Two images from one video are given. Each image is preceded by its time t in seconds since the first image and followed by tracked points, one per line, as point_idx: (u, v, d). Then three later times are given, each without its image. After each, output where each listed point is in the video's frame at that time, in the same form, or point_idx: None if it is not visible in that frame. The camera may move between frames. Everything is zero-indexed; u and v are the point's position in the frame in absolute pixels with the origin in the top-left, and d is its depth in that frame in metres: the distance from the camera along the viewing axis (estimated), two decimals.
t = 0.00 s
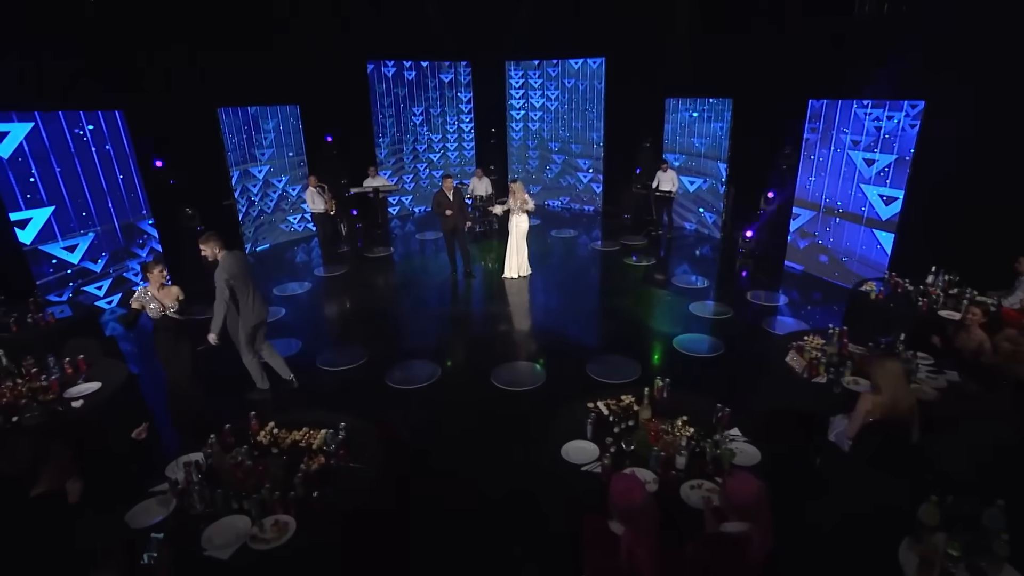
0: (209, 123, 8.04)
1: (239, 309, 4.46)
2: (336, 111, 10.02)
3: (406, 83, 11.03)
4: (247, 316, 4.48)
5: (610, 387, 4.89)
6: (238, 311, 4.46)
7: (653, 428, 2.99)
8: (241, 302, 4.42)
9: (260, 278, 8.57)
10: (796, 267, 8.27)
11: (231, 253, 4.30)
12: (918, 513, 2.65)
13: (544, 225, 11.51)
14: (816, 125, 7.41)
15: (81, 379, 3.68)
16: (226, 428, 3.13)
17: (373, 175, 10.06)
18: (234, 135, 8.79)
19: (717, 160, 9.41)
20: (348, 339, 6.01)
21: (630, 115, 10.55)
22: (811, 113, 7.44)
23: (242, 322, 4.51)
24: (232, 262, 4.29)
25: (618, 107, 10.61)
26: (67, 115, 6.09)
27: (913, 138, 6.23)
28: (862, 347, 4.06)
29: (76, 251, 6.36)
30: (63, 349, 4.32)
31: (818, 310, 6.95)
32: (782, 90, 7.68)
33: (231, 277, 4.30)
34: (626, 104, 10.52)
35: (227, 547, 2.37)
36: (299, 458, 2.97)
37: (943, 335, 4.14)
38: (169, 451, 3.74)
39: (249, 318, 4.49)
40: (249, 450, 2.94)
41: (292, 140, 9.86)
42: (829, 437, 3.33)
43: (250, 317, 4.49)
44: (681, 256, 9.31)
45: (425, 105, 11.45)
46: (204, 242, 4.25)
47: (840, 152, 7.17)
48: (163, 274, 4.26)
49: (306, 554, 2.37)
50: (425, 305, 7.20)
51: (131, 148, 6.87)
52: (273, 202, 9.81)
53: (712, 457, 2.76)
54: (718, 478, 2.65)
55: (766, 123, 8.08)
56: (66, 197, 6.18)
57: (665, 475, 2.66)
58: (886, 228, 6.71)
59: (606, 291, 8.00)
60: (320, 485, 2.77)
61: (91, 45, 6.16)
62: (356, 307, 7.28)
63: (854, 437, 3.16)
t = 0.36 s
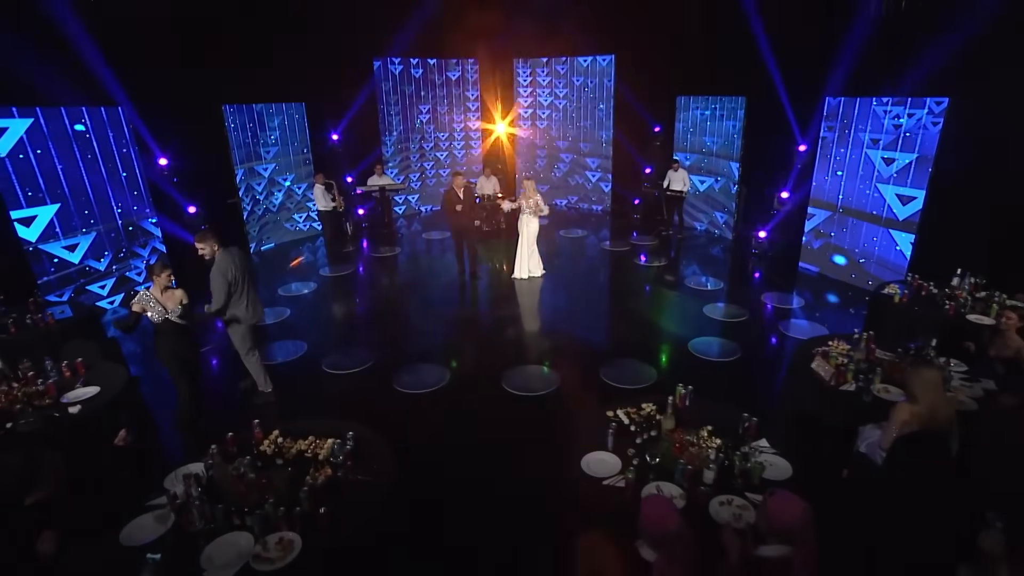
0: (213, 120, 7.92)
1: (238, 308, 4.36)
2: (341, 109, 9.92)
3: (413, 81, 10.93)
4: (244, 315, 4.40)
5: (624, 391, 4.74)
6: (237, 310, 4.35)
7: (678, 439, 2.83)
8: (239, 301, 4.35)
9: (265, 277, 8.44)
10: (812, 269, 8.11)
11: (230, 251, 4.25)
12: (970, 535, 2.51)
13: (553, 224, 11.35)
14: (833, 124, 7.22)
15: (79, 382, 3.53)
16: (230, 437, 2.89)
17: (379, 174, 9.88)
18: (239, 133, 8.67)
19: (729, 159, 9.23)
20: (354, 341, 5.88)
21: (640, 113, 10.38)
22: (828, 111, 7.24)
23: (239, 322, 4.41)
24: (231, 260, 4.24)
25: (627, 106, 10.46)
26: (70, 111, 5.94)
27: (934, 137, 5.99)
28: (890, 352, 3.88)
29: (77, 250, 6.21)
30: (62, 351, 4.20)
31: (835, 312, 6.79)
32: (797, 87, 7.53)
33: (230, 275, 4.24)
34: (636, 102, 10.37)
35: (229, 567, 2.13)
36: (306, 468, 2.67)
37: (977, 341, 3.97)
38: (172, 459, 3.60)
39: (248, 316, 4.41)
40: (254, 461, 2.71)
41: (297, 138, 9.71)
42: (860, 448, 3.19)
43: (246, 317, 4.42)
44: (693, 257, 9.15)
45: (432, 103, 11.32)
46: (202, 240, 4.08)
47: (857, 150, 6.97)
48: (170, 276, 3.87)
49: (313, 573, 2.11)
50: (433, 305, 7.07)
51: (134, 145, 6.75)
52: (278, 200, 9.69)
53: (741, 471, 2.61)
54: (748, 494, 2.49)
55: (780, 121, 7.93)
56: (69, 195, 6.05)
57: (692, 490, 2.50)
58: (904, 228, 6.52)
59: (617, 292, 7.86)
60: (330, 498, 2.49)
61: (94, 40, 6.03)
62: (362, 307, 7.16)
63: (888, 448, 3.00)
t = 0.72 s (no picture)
0: (217, 118, 7.79)
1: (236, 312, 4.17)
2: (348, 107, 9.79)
3: (420, 79, 10.78)
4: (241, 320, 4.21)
5: (641, 397, 4.58)
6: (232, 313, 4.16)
7: (705, 453, 2.67)
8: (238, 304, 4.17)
9: (269, 278, 8.31)
10: (827, 271, 7.90)
11: (236, 253, 4.12)
12: None
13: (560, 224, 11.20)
14: (852, 122, 7.01)
15: (75, 389, 3.38)
16: (230, 447, 2.73)
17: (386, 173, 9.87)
18: (243, 131, 8.52)
19: (742, 159, 9.05)
20: (360, 343, 5.74)
21: (650, 111, 10.20)
22: (846, 109, 7.02)
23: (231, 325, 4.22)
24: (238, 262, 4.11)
25: (638, 104, 10.28)
26: (71, 107, 5.79)
27: (959, 135, 5.75)
28: (921, 360, 3.70)
29: (77, 250, 6.05)
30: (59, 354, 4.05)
31: (853, 317, 6.60)
32: (814, 85, 7.34)
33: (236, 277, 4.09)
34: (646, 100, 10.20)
35: None
36: (311, 484, 2.52)
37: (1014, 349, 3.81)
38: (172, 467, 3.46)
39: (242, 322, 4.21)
40: (255, 475, 2.55)
41: (303, 136, 9.58)
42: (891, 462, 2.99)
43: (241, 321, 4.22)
44: (704, 258, 8.98)
45: (439, 101, 11.18)
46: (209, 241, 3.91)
47: (877, 149, 6.77)
48: (174, 283, 3.68)
49: None
50: (441, 307, 6.93)
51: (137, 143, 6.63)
52: (282, 199, 9.55)
53: (774, 489, 2.44)
54: (783, 514, 2.33)
55: (796, 119, 7.74)
56: (70, 193, 5.91)
57: (722, 511, 2.35)
58: (926, 230, 6.32)
59: (629, 293, 7.70)
60: (336, 517, 2.34)
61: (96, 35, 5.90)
62: (369, 308, 7.02)
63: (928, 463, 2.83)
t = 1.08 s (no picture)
0: (218, 116, 7.63)
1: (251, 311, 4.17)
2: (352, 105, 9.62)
3: (425, 77, 10.62)
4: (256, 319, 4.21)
5: (656, 406, 4.40)
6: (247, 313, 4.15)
7: (732, 473, 2.51)
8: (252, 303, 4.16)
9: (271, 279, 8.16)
10: (842, 274, 7.67)
11: (247, 251, 4.04)
12: None
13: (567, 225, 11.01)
14: (869, 122, 6.76)
15: (64, 399, 3.21)
16: (227, 464, 2.57)
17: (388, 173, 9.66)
18: (245, 129, 8.37)
19: (753, 158, 8.85)
20: (363, 348, 5.57)
21: (659, 110, 10.01)
22: (863, 107, 6.78)
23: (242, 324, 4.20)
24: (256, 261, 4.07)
25: (646, 102, 10.10)
26: (68, 104, 5.64)
27: (984, 134, 5.54)
28: (954, 370, 3.50)
29: (72, 251, 5.89)
30: (50, 360, 3.90)
31: (871, 322, 6.37)
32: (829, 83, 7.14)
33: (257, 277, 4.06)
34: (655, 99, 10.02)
35: None
36: (312, 505, 2.35)
37: None
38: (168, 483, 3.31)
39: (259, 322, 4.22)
40: (252, 495, 2.39)
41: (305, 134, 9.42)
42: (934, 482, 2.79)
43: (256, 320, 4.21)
44: (714, 259, 8.78)
45: (444, 99, 11.02)
46: (220, 242, 3.77)
47: (896, 149, 6.53)
48: (174, 287, 3.62)
49: None
50: (447, 310, 6.76)
51: (136, 141, 6.47)
52: (285, 198, 9.39)
53: (808, 512, 2.27)
54: (821, 541, 2.16)
55: (811, 118, 7.53)
56: (66, 193, 5.75)
57: (755, 539, 2.18)
58: (950, 232, 6.04)
59: (640, 296, 7.52)
60: (338, 544, 2.17)
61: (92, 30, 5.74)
62: (373, 310, 6.87)
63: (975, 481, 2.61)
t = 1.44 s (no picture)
0: (216, 114, 7.46)
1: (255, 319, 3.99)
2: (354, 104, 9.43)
3: (427, 75, 10.46)
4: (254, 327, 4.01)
5: (671, 417, 4.21)
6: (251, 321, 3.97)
7: (763, 497, 2.32)
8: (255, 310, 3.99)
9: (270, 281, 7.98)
10: (857, 277, 7.39)
11: (248, 257, 3.91)
12: None
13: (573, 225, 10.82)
14: (887, 121, 6.50)
15: (46, 412, 3.04)
16: (216, 488, 2.36)
17: (389, 173, 9.41)
18: (243, 128, 8.19)
19: (763, 158, 8.66)
20: (364, 353, 5.39)
21: (666, 109, 9.83)
22: (880, 105, 6.55)
23: (246, 334, 4.01)
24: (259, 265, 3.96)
25: (653, 101, 9.92)
26: (59, 102, 5.47)
27: (1009, 133, 5.35)
28: (989, 383, 3.29)
29: (63, 253, 5.69)
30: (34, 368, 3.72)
31: (889, 330, 6.12)
32: (844, 82, 6.94)
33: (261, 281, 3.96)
34: (662, 97, 9.85)
35: None
36: (308, 534, 2.17)
37: None
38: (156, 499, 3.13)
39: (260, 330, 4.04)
40: (242, 523, 2.21)
41: (305, 133, 9.24)
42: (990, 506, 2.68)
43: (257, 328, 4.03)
44: (722, 261, 8.59)
45: (447, 98, 10.86)
46: (225, 245, 3.65)
47: (914, 148, 6.29)
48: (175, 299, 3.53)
49: None
50: (450, 313, 6.57)
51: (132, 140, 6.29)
52: (284, 198, 9.21)
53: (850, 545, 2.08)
54: None
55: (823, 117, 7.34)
56: (58, 193, 5.59)
57: None
58: (971, 234, 5.86)
59: (647, 298, 7.33)
60: None
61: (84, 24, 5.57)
62: (375, 313, 6.70)
63: None
